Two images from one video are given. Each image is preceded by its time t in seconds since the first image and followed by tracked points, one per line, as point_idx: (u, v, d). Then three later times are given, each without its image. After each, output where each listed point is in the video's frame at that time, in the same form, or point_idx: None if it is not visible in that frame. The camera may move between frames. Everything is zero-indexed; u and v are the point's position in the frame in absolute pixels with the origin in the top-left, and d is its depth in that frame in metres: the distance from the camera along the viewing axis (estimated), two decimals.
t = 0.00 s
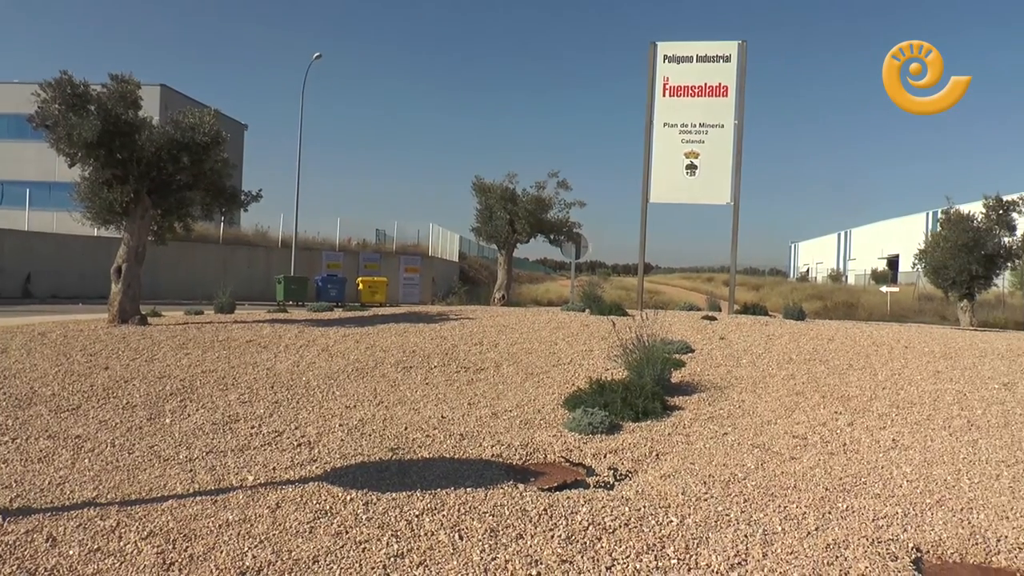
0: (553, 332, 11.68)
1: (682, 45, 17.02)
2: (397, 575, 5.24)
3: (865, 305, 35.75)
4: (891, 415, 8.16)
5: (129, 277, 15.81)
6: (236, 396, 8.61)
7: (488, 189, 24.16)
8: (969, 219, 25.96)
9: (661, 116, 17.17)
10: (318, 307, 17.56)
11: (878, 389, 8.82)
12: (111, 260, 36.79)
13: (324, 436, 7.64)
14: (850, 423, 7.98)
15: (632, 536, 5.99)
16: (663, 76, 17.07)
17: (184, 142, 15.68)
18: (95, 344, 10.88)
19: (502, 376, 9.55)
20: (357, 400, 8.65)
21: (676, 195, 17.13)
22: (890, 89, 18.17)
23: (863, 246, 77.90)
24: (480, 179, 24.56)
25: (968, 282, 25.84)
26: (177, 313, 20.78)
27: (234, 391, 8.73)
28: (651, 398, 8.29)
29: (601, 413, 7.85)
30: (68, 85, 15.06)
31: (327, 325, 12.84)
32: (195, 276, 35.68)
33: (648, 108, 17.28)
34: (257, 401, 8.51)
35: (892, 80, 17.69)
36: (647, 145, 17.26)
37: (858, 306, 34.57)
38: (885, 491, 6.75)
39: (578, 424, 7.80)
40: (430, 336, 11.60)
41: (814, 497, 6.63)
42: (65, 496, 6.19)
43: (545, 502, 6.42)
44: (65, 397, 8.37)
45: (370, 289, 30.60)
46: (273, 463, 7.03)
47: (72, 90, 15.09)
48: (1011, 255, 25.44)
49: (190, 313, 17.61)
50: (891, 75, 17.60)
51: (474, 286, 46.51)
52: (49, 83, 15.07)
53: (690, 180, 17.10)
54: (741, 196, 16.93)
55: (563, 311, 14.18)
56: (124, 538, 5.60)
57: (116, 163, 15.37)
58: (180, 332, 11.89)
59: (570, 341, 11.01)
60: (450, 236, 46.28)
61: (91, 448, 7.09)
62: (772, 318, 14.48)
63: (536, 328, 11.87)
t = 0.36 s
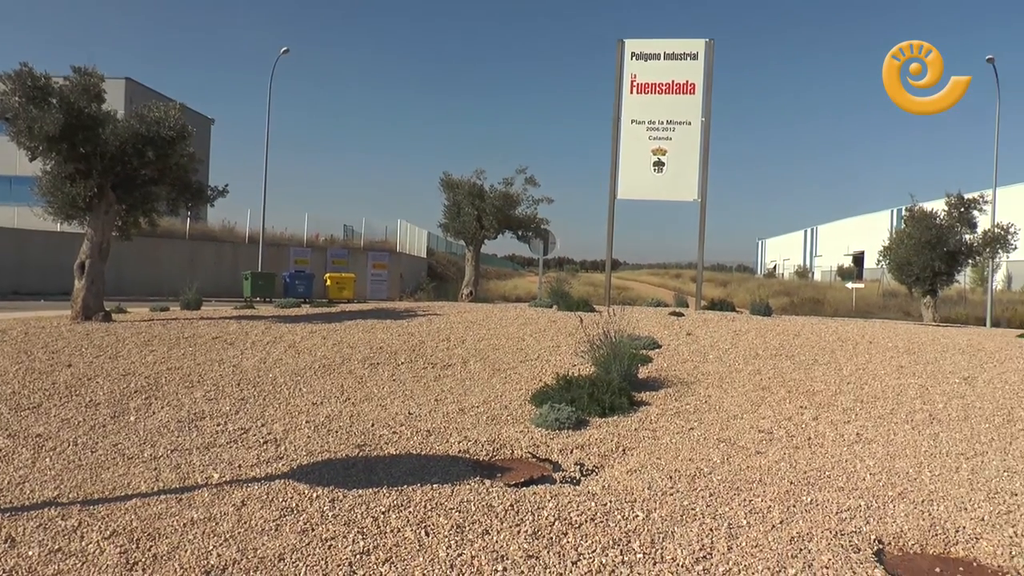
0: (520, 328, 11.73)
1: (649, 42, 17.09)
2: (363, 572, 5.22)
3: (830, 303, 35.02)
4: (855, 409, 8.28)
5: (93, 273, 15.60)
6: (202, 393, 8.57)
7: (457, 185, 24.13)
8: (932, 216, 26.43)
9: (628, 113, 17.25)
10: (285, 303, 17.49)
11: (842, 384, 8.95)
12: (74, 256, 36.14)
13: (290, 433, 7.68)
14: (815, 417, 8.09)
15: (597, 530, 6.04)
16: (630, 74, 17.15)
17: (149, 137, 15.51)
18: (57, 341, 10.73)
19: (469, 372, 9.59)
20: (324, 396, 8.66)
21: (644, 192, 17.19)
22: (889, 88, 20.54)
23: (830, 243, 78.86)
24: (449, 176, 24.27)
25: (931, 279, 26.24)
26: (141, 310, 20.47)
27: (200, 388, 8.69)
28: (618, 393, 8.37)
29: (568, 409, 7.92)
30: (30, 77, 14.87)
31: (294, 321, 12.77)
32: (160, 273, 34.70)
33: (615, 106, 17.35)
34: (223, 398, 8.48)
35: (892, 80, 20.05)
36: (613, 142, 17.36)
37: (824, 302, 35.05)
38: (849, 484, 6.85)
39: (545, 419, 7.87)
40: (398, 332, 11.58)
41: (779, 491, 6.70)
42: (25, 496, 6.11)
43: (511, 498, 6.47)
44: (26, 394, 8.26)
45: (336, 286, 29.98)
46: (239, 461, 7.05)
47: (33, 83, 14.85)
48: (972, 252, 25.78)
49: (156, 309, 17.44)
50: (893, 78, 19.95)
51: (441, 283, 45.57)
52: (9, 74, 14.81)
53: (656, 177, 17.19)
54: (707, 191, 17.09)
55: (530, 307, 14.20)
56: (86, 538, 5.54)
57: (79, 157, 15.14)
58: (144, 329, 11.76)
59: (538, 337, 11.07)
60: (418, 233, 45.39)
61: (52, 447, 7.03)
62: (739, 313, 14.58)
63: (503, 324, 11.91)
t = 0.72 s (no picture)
0: (488, 325, 11.77)
1: (617, 40, 17.15)
2: (329, 572, 5.20)
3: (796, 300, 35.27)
4: (820, 404, 8.39)
5: (56, 271, 15.44)
6: (168, 392, 8.53)
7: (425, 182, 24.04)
8: (895, 213, 26.62)
9: (595, 112, 17.30)
10: (253, 300, 17.42)
11: (808, 379, 9.07)
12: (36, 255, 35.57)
13: (257, 432, 7.72)
14: (781, 412, 8.18)
15: (564, 527, 6.08)
16: (597, 71, 17.21)
17: (113, 133, 15.35)
18: (17, 341, 10.57)
19: (436, 370, 9.61)
20: (291, 395, 8.68)
21: (610, 189, 17.24)
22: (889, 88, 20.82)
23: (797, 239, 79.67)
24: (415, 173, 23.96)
25: (894, 274, 26.63)
26: (106, 309, 20.21)
27: (166, 388, 8.65)
28: (585, 389, 8.47)
29: (535, 406, 7.99)
30: None
31: (261, 319, 12.69)
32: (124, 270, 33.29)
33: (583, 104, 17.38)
34: (189, 397, 8.45)
35: (892, 80, 20.28)
36: (580, 140, 17.42)
37: (791, 298, 35.37)
38: (814, 478, 6.93)
39: (512, 416, 7.94)
40: (365, 330, 11.56)
41: (745, 485, 6.77)
42: None
43: (478, 495, 6.51)
44: None
45: (307, 285, 28.96)
46: (205, 461, 7.03)
47: None
48: (934, 247, 26.20)
49: (121, 308, 17.30)
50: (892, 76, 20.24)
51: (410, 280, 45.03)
52: None
53: (624, 175, 17.24)
54: (673, 190, 17.15)
55: (498, 305, 14.21)
56: (48, 541, 5.47)
57: (40, 154, 14.94)
58: (109, 328, 11.63)
59: (505, 335, 11.12)
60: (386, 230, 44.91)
61: (13, 449, 6.96)
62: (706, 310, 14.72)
63: (471, 322, 11.94)
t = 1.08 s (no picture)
0: (455, 325, 11.78)
1: (584, 40, 17.17)
2: (296, 574, 5.18)
3: (761, 298, 35.80)
4: (786, 401, 8.49)
5: (16, 271, 15.22)
6: (133, 394, 8.45)
7: (391, 182, 23.97)
8: (860, 213, 27.09)
9: (562, 112, 17.35)
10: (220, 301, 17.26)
11: (774, 377, 9.17)
12: None
13: (223, 434, 7.68)
14: (747, 410, 8.27)
15: (531, 525, 6.11)
16: (565, 71, 17.21)
17: (76, 132, 15.19)
18: None
19: (404, 370, 9.61)
20: (258, 396, 8.64)
21: (576, 189, 17.32)
22: (889, 88, 21.32)
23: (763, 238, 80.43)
24: (383, 173, 23.84)
25: (859, 274, 27.00)
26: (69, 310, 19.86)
27: (131, 390, 8.57)
28: (552, 388, 8.53)
29: (502, 405, 8.04)
30: None
31: (228, 320, 12.58)
32: (88, 271, 32.74)
33: (550, 103, 17.41)
34: (155, 399, 8.38)
35: (892, 80, 20.71)
36: (548, 140, 17.45)
37: (756, 297, 35.68)
38: (779, 474, 7.01)
39: (480, 416, 7.97)
40: (333, 330, 11.52)
41: (711, 483, 6.84)
42: None
43: (446, 495, 6.52)
44: None
45: (273, 285, 28.36)
46: (170, 464, 6.97)
47: None
48: (898, 246, 26.66)
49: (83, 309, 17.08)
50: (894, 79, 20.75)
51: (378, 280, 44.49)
52: None
53: (591, 174, 17.32)
54: (639, 190, 17.28)
55: (465, 305, 14.21)
56: (8, 547, 5.39)
57: None
58: (72, 329, 11.46)
59: (472, 334, 11.13)
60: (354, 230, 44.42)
61: None
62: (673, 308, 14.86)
63: (439, 321, 11.94)
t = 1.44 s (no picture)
0: (422, 325, 11.76)
1: (550, 41, 17.24)
2: None
3: (728, 298, 36.08)
4: (751, 400, 8.58)
5: None
6: (97, 396, 8.36)
7: (359, 181, 23.86)
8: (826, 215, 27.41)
9: (529, 112, 17.39)
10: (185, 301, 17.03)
11: (740, 376, 9.26)
12: None
13: (189, 436, 7.61)
14: (714, 409, 8.34)
15: (498, 525, 6.12)
16: (532, 72, 17.27)
17: (37, 129, 15.06)
18: None
19: (372, 370, 9.58)
20: (224, 397, 8.58)
21: (543, 189, 17.37)
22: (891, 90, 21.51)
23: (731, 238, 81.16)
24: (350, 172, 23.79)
25: (825, 274, 27.36)
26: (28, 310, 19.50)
27: (95, 391, 8.47)
28: (518, 388, 8.56)
29: (469, 405, 8.06)
30: None
31: (195, 321, 12.45)
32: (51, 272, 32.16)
33: (518, 104, 17.46)
34: (119, 401, 8.29)
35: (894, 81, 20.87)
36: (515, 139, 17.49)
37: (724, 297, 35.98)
38: (745, 473, 7.08)
39: (447, 416, 7.98)
40: (299, 330, 11.44)
41: (677, 481, 6.88)
42: None
43: (412, 495, 6.52)
44: None
45: (240, 285, 27.96)
46: (134, 466, 6.90)
47: None
48: (863, 247, 27.07)
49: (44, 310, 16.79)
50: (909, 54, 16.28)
51: (346, 280, 44.15)
52: None
53: (559, 175, 17.38)
54: (607, 190, 17.36)
55: (433, 304, 14.19)
56: None
57: None
58: (34, 330, 11.27)
59: (440, 334, 11.12)
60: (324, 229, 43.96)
61: None
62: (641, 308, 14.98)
63: (406, 321, 11.91)
